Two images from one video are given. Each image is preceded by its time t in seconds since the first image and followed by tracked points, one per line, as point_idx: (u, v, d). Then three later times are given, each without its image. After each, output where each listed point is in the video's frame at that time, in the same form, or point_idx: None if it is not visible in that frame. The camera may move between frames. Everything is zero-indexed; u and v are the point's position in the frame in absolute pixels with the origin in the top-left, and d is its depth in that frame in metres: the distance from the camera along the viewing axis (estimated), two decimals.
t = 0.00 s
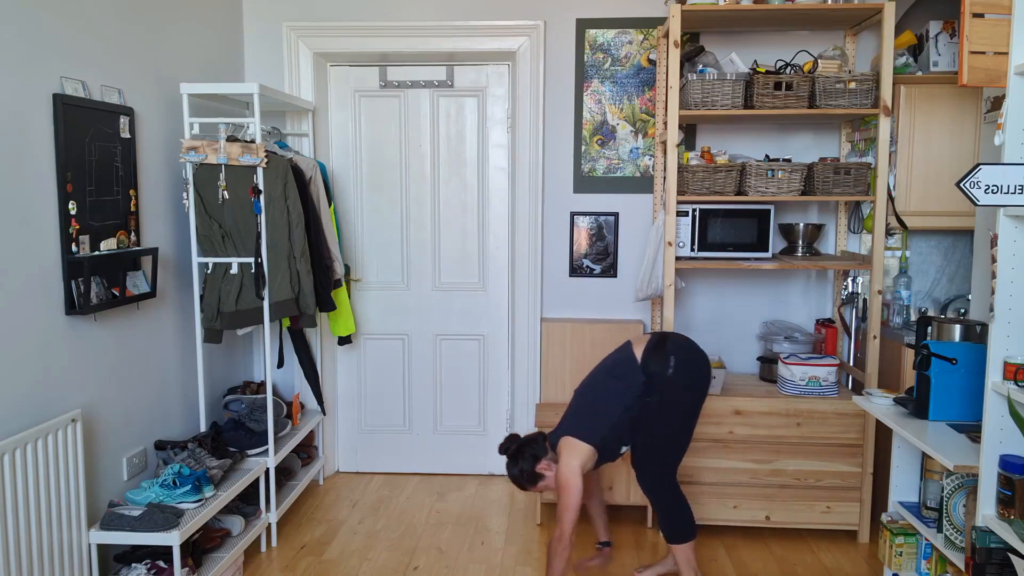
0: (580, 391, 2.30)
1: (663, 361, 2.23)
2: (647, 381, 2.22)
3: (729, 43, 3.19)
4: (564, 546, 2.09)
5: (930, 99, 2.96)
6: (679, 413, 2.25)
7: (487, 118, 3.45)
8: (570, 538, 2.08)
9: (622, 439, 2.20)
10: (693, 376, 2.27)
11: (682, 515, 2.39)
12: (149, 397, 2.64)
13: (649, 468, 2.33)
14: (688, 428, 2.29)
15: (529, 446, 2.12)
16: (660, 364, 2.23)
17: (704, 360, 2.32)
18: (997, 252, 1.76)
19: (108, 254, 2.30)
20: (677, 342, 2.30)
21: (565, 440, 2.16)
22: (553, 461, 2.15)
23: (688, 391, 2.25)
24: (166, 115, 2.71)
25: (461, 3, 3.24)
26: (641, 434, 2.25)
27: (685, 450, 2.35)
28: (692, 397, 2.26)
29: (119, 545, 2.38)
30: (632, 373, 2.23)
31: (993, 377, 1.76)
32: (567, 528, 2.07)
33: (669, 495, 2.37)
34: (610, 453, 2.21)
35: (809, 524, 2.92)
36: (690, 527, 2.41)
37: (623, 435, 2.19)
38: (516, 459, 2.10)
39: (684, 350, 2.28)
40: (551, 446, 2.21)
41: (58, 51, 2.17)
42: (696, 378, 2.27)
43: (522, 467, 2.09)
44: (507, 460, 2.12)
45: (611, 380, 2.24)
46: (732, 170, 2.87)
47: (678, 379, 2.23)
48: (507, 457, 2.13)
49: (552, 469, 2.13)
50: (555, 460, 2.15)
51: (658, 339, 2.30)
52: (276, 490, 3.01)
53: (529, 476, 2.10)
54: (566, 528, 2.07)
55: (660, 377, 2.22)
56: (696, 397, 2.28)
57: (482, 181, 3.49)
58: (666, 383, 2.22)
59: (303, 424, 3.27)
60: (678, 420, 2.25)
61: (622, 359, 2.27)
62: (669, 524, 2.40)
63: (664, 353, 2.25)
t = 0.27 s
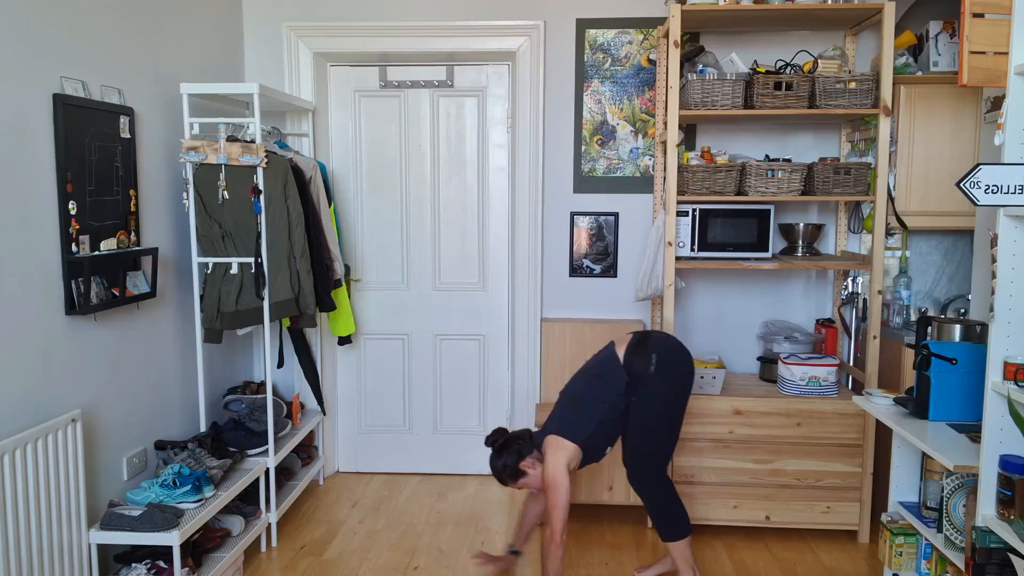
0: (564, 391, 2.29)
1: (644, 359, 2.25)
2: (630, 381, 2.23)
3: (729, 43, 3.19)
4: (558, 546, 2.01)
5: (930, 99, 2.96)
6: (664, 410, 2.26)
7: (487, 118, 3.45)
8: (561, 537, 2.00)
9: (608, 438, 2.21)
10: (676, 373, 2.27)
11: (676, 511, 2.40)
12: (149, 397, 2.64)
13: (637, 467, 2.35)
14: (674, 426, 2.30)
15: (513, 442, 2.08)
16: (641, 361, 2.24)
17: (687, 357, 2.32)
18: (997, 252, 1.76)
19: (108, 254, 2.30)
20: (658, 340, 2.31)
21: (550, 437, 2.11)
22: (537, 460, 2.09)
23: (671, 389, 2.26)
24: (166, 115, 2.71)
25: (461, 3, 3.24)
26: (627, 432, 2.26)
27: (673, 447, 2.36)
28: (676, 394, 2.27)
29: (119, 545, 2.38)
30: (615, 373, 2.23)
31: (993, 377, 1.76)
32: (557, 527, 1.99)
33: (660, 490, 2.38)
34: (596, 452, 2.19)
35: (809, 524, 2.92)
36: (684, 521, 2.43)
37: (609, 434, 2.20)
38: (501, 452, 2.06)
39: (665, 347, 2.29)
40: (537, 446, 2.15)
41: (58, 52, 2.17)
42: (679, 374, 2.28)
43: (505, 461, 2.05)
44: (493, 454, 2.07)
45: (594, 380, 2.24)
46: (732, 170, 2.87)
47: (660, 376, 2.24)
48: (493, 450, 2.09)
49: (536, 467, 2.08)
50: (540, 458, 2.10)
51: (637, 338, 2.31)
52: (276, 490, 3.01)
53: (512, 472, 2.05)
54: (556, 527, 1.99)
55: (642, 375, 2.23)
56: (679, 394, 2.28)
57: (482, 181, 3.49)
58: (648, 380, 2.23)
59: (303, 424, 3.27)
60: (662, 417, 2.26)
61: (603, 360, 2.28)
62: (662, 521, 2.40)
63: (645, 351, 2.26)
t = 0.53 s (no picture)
0: (547, 391, 2.32)
1: (626, 357, 2.26)
2: (612, 381, 2.25)
3: (729, 43, 3.19)
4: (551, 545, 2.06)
5: (930, 99, 2.96)
6: (649, 408, 2.27)
7: (487, 118, 3.45)
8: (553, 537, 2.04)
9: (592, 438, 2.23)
10: (657, 370, 2.28)
11: (670, 508, 2.41)
12: (149, 397, 2.64)
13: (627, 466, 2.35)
14: (660, 423, 2.31)
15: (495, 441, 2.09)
16: (622, 360, 2.26)
17: (667, 354, 2.34)
18: (997, 252, 1.76)
19: (108, 254, 2.30)
20: (639, 338, 2.32)
21: (533, 438, 2.15)
22: (520, 460, 2.12)
23: (654, 386, 2.27)
24: (166, 115, 2.71)
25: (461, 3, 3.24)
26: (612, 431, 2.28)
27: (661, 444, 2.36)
28: (659, 391, 2.28)
29: (119, 545, 2.38)
30: (597, 373, 2.25)
31: (993, 377, 1.76)
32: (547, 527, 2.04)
33: (650, 487, 2.38)
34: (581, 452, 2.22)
35: (809, 524, 2.92)
36: (678, 518, 2.43)
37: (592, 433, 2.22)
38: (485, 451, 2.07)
39: (646, 345, 2.30)
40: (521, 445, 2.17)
41: (58, 52, 2.17)
42: (660, 371, 2.29)
43: (488, 459, 2.06)
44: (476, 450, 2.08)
45: (576, 381, 2.27)
46: (732, 170, 2.87)
47: (641, 373, 2.26)
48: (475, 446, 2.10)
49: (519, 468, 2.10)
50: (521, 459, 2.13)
51: (617, 337, 2.33)
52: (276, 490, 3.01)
53: (494, 471, 2.07)
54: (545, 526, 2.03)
55: (624, 373, 2.25)
56: (663, 392, 2.29)
57: (482, 181, 3.49)
58: (629, 378, 2.25)
59: (303, 424, 3.27)
60: (647, 415, 2.27)
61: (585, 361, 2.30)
62: (656, 518, 2.40)
63: (626, 349, 2.28)
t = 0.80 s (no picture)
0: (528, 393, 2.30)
1: (606, 357, 2.26)
2: (595, 381, 2.23)
3: (729, 43, 3.19)
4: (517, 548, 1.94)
5: (930, 99, 2.96)
6: (632, 405, 2.27)
7: (487, 118, 3.45)
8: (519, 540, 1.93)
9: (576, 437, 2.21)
10: (637, 368, 2.29)
11: (662, 504, 2.41)
12: (149, 397, 2.64)
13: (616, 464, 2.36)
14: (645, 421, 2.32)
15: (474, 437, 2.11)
16: (603, 359, 2.25)
17: (645, 350, 2.36)
18: (997, 252, 1.76)
19: (107, 254, 2.30)
20: (617, 337, 2.33)
21: (510, 436, 2.13)
22: (498, 459, 2.11)
23: (635, 383, 2.28)
24: (166, 115, 2.71)
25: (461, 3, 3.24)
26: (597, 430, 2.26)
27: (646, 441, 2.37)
28: (641, 389, 2.29)
29: (119, 545, 2.38)
30: (579, 374, 2.23)
31: (993, 377, 1.76)
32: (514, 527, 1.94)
33: (638, 485, 2.40)
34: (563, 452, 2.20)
35: (809, 524, 2.92)
36: (671, 513, 2.44)
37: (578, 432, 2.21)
38: (463, 444, 2.09)
39: (624, 344, 2.31)
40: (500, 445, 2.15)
41: (58, 52, 2.17)
42: (640, 369, 2.30)
43: (466, 453, 2.08)
44: (455, 446, 2.11)
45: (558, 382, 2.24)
46: (732, 170, 2.87)
47: (622, 372, 2.26)
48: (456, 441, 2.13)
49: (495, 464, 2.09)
50: (501, 458, 2.12)
51: (594, 338, 2.33)
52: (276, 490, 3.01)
53: (471, 466, 2.08)
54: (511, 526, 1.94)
55: (605, 372, 2.24)
56: (643, 388, 2.30)
57: (482, 181, 3.49)
58: (611, 377, 2.24)
59: (303, 424, 3.27)
60: (629, 412, 2.27)
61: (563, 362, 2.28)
62: (645, 513, 2.41)
63: (606, 348, 2.28)
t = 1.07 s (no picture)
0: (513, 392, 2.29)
1: (592, 360, 2.22)
2: (579, 384, 2.20)
3: (728, 43, 3.19)
4: (465, 542, 2.03)
5: (930, 99, 2.96)
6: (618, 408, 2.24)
7: (487, 118, 3.45)
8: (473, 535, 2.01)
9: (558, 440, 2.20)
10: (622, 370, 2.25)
11: (654, 504, 2.42)
12: (149, 397, 2.64)
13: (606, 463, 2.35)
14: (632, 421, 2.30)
15: (458, 434, 2.18)
16: (589, 362, 2.21)
17: (631, 351, 2.32)
18: (997, 252, 1.76)
19: (108, 254, 2.30)
20: (603, 339, 2.28)
21: (491, 437, 2.16)
22: (478, 456, 2.17)
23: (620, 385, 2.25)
24: (166, 115, 2.71)
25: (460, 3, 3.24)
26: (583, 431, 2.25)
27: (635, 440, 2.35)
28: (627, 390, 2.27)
29: (119, 545, 2.38)
30: (563, 377, 2.20)
31: (993, 377, 1.76)
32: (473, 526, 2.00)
33: (629, 485, 2.40)
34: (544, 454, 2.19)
35: (809, 524, 2.92)
36: (663, 513, 2.44)
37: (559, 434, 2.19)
38: (445, 441, 2.15)
39: (610, 346, 2.26)
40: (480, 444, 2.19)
41: (58, 52, 2.17)
42: (626, 371, 2.27)
43: (447, 449, 2.14)
44: (436, 441, 2.17)
45: (542, 385, 2.22)
46: (732, 170, 2.87)
47: (607, 375, 2.23)
48: (438, 437, 2.19)
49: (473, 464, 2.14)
50: (480, 456, 2.18)
51: (581, 339, 2.29)
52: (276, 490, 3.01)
53: (450, 462, 2.14)
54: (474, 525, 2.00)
55: (590, 375, 2.20)
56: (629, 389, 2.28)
57: (482, 180, 3.49)
58: (596, 380, 2.21)
59: (303, 424, 3.27)
60: (616, 412, 2.25)
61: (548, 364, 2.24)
62: (638, 512, 2.42)
63: (591, 350, 2.24)
